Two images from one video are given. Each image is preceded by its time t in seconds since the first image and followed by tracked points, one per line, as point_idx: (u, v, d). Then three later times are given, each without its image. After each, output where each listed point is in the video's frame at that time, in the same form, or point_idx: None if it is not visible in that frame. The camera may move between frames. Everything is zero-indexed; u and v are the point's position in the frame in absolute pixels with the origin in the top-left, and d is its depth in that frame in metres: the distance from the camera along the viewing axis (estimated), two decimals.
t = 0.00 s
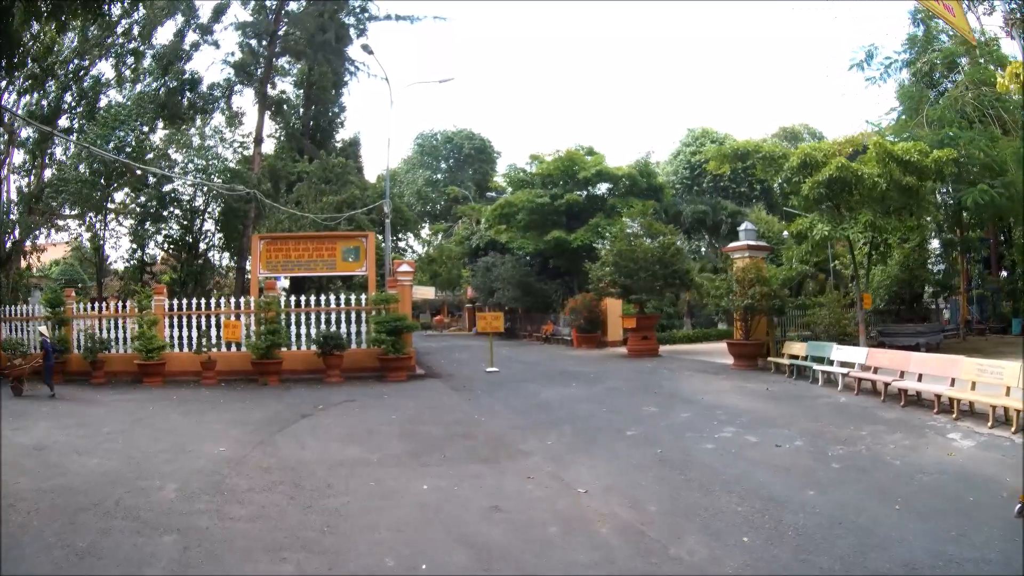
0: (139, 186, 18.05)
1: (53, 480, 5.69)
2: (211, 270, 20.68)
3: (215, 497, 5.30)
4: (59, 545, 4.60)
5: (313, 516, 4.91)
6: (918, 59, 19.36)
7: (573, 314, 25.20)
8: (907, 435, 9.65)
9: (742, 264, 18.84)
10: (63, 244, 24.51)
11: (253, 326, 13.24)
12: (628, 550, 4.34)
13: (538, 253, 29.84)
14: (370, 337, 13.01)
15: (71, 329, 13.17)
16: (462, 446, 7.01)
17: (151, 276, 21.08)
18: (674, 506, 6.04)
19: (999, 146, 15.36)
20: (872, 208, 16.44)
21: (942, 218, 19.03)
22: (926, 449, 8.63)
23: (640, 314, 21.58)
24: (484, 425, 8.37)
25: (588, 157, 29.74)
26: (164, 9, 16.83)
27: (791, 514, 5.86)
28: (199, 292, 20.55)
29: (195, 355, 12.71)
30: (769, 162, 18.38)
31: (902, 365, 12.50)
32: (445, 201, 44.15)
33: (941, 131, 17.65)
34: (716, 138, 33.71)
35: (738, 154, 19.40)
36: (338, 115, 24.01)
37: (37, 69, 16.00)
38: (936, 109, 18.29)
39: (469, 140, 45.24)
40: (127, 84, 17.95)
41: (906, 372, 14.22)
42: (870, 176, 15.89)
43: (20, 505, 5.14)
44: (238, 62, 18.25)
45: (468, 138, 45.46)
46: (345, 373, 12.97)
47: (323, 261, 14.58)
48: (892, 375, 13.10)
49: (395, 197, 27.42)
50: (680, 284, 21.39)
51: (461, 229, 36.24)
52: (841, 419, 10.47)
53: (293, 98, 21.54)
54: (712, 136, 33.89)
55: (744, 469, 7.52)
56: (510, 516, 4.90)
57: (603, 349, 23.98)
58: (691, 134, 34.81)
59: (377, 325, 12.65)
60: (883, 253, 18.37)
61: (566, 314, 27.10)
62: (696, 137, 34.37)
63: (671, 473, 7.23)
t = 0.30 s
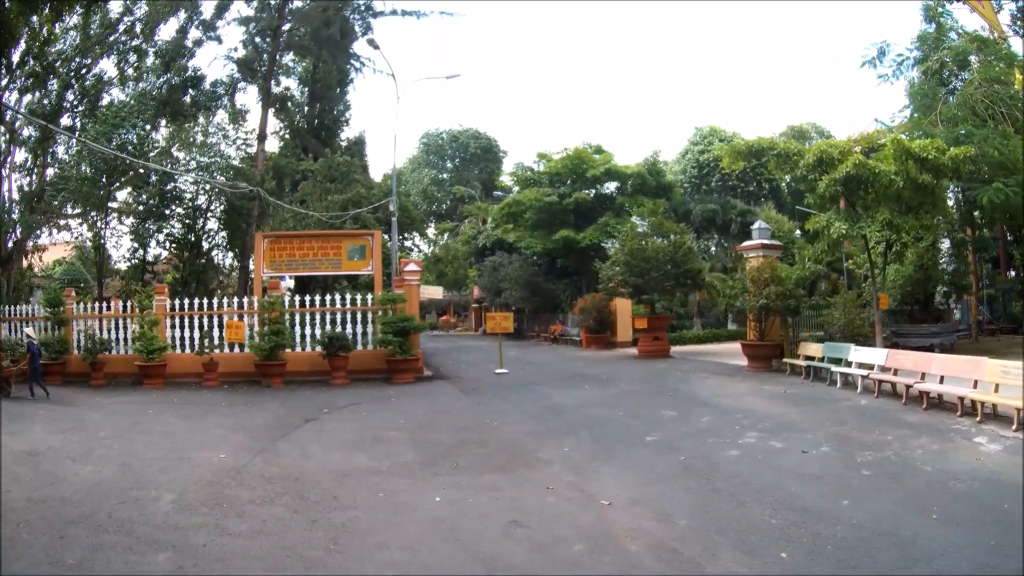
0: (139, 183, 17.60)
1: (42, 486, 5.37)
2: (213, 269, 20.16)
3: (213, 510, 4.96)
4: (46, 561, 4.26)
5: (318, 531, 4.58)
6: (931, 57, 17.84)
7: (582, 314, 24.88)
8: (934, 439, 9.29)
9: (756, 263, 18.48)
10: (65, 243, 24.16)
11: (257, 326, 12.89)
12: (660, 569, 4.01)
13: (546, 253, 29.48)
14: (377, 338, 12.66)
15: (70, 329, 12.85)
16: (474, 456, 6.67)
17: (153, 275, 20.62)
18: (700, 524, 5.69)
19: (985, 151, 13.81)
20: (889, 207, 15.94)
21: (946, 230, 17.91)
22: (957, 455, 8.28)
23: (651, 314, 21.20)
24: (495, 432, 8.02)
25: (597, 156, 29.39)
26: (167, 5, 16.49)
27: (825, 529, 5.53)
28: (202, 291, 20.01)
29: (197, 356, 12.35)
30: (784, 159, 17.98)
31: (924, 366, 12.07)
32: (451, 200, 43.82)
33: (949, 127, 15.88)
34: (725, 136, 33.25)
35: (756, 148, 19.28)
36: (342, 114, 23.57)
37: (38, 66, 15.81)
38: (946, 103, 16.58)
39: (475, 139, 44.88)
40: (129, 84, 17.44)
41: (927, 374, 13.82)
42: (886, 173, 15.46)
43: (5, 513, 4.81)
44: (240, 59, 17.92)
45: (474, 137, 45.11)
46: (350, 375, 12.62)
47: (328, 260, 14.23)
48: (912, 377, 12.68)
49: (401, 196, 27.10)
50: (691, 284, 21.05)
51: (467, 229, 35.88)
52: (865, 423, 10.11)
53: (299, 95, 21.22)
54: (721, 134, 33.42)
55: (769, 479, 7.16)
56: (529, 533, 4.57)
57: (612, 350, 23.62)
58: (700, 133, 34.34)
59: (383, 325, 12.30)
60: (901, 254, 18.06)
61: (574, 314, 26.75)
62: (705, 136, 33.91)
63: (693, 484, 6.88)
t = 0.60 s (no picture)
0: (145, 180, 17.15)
1: (39, 492, 5.04)
2: (222, 268, 19.70)
3: (221, 522, 4.63)
4: None
5: (333, 546, 4.25)
6: (944, 55, 16.96)
7: (596, 314, 24.57)
8: (972, 442, 8.88)
9: (775, 263, 18.09)
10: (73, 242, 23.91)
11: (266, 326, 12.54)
12: None
13: (559, 252, 29.15)
14: (390, 338, 12.33)
15: (74, 329, 12.56)
16: (495, 465, 6.33)
17: (160, 274, 20.24)
18: (739, 537, 5.33)
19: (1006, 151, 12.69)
20: (914, 203, 14.56)
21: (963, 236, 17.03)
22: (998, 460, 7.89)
23: (667, 314, 20.81)
24: (515, 438, 7.67)
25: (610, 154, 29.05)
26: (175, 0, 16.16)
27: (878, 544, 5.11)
28: (209, 290, 19.48)
29: (205, 357, 12.04)
30: (805, 158, 17.49)
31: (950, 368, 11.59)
32: (462, 200, 43.51)
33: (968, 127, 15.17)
34: (739, 135, 32.79)
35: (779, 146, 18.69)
36: (352, 111, 23.18)
37: (45, 64, 16.24)
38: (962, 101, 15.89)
39: (486, 138, 44.58)
40: (137, 81, 17.15)
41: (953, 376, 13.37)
42: (908, 171, 14.16)
43: None
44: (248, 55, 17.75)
45: (485, 136, 44.81)
46: (362, 376, 12.29)
47: (339, 259, 13.88)
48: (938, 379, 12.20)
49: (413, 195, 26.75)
50: (708, 284, 20.69)
51: (479, 228, 35.56)
52: (896, 427, 9.72)
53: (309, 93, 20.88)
54: (734, 133, 32.97)
55: (807, 486, 6.78)
56: (562, 552, 4.24)
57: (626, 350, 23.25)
58: (712, 132, 33.88)
59: (397, 325, 11.97)
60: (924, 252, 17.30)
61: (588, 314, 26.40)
62: (717, 135, 33.47)
63: (725, 492, 6.50)
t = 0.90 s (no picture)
0: (158, 178, 16.79)
1: (41, 499, 4.75)
2: (235, 267, 19.47)
3: (231, 536, 4.31)
4: None
5: (351, 564, 3.92)
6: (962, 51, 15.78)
7: (615, 314, 24.20)
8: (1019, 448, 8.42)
9: (799, 262, 17.61)
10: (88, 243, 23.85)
11: (280, 326, 12.24)
12: None
13: (576, 252, 28.77)
14: (408, 338, 12.00)
15: (85, 330, 12.34)
16: (521, 475, 5.98)
17: (172, 273, 20.08)
18: (786, 554, 4.94)
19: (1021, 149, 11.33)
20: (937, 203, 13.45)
21: (988, 243, 15.69)
22: None
23: (689, 315, 20.37)
24: (539, 444, 7.32)
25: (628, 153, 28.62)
26: None
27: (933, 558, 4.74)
28: (222, 290, 19.23)
29: (217, 357, 11.77)
30: (828, 155, 17.01)
31: (980, 369, 10.98)
32: (478, 199, 43.21)
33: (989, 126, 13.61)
34: (756, 134, 32.17)
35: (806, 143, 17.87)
36: (367, 110, 22.47)
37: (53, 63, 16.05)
38: (980, 101, 14.58)
39: (501, 138, 44.28)
40: (148, 80, 16.94)
41: (984, 377, 12.77)
42: (933, 169, 13.13)
43: None
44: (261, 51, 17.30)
45: (500, 135, 44.51)
46: (378, 377, 11.99)
47: (355, 258, 13.56)
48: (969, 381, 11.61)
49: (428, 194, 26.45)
50: (729, 284, 20.24)
51: (495, 228, 35.22)
52: (936, 432, 9.27)
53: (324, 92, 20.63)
54: (751, 132, 32.38)
55: (852, 496, 6.38)
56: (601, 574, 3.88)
57: (646, 351, 22.83)
58: (729, 132, 33.28)
59: (415, 325, 11.65)
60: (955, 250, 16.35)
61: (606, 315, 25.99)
62: (734, 134, 32.88)
63: (764, 502, 6.12)
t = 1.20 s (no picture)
0: (175, 174, 16.59)
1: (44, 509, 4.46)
2: (254, 267, 19.29)
3: (245, 552, 3.97)
4: None
5: None
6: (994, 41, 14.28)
7: (640, 314, 23.75)
8: None
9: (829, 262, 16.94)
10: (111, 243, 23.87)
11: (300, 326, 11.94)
12: None
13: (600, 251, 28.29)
14: (432, 339, 11.64)
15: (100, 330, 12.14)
16: (555, 487, 5.57)
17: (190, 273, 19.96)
18: (848, 574, 4.49)
19: None
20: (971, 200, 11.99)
21: None
22: None
23: (717, 315, 19.81)
24: (571, 451, 6.91)
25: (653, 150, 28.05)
26: None
27: (1021, 573, 4.22)
28: (240, 289, 19.05)
29: (236, 358, 11.51)
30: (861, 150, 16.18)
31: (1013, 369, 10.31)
32: (500, 199, 42.81)
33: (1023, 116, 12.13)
34: (780, 131, 31.29)
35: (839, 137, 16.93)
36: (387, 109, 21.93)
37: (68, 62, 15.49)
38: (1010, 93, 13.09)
39: (523, 137, 43.91)
40: (165, 79, 16.65)
41: None
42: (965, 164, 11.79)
43: None
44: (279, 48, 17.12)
45: (522, 134, 44.13)
46: (401, 379, 11.66)
47: (377, 257, 13.22)
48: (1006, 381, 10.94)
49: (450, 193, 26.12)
50: (758, 283, 19.66)
51: (517, 227, 34.83)
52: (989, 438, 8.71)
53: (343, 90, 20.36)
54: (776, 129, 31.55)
55: (911, 508, 5.90)
56: None
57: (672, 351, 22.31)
58: (753, 129, 32.48)
59: (439, 326, 11.27)
60: (990, 252, 15.16)
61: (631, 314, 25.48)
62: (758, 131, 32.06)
63: (815, 513, 5.65)
